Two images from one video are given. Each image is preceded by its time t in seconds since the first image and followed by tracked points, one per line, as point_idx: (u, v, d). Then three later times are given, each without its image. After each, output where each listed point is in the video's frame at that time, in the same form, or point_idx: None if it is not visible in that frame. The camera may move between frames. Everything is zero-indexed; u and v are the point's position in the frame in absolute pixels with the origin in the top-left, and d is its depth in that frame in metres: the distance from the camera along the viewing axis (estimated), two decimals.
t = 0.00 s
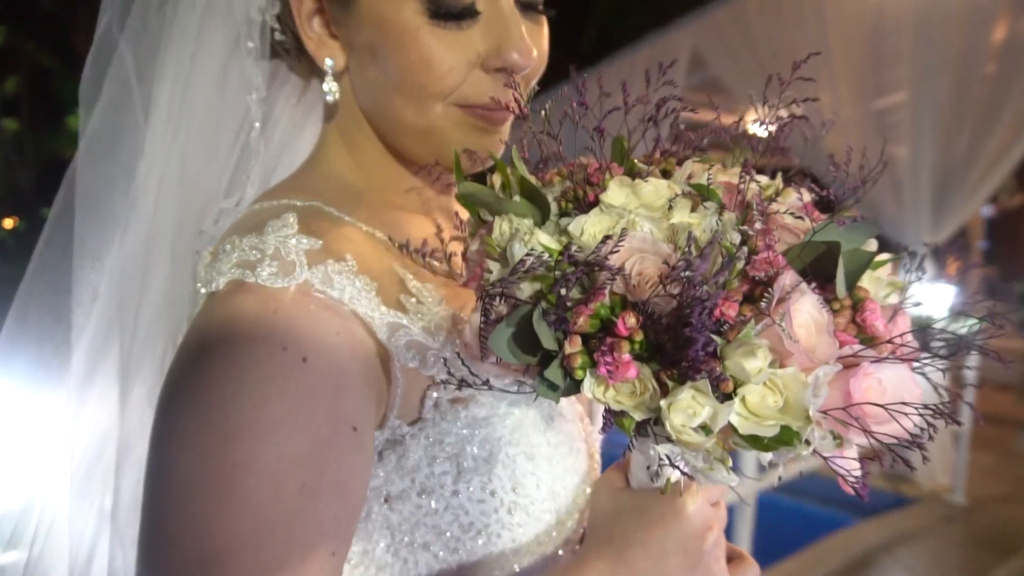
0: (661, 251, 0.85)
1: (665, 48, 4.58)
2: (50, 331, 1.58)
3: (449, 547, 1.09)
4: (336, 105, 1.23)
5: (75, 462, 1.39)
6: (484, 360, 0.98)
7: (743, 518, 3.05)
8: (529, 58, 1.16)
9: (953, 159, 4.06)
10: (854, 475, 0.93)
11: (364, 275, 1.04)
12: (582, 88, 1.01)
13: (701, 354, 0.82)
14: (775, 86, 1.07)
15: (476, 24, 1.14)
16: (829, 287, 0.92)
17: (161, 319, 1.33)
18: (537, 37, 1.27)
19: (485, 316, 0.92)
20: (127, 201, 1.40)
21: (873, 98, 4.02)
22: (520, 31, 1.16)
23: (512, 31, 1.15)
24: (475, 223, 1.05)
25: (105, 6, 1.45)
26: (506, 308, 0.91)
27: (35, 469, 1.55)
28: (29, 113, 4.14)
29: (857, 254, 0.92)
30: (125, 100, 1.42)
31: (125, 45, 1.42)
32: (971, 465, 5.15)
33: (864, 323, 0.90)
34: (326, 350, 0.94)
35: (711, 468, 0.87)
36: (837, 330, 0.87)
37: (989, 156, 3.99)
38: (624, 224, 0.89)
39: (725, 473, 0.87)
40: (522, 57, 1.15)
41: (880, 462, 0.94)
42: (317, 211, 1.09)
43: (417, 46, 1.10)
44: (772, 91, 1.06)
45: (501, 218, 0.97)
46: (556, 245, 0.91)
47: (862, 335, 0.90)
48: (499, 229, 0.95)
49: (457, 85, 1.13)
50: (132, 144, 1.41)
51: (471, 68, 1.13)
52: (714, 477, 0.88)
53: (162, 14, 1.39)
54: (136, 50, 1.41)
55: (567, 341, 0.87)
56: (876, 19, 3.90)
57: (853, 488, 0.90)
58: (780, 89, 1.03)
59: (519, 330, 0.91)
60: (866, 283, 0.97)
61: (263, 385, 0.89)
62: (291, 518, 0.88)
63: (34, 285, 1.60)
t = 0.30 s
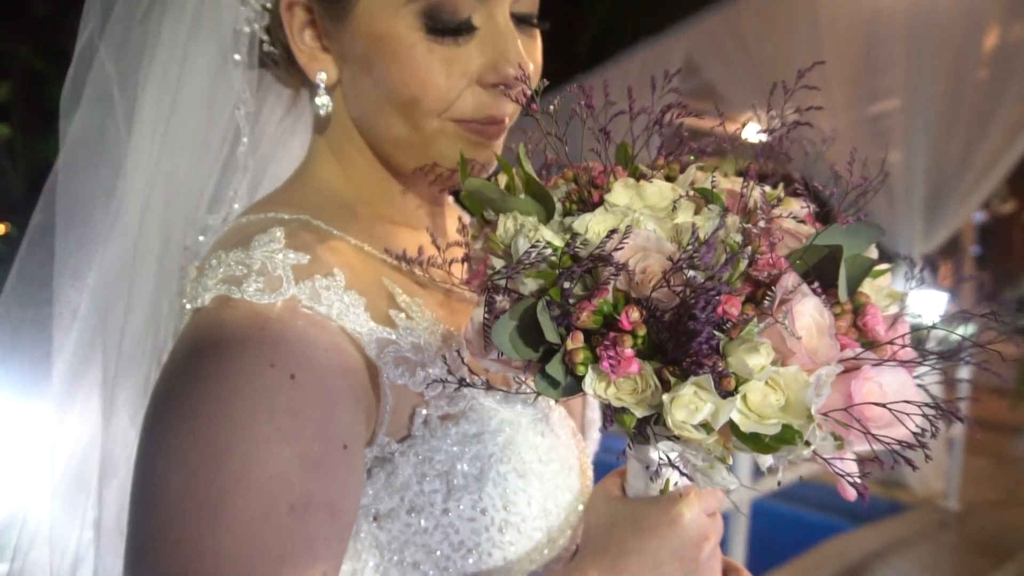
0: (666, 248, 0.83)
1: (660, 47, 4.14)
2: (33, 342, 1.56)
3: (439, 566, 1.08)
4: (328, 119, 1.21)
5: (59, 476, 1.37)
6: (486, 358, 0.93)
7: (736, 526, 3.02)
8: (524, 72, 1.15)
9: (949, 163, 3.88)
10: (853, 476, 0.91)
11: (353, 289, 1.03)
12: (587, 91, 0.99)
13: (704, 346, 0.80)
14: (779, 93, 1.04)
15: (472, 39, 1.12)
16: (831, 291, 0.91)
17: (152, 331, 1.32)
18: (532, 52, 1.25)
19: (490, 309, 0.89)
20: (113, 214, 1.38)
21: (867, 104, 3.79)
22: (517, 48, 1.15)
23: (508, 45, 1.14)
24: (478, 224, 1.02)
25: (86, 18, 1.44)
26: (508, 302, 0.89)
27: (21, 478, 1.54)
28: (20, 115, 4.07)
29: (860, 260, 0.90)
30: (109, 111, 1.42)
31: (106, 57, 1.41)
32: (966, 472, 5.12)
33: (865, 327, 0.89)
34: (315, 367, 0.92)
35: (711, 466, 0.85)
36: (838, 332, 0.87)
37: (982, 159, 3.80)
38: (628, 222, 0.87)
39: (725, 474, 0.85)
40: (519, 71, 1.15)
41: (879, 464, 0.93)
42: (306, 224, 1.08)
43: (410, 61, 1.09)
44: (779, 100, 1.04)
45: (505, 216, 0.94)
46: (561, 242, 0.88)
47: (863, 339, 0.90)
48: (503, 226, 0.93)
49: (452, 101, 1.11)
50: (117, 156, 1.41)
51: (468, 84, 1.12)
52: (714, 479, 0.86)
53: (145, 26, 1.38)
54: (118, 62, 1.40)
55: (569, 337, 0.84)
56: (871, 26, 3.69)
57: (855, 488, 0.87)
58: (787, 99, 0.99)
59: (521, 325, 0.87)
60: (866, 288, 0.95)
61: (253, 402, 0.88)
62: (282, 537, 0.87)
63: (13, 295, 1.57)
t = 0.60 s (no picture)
0: (675, 268, 0.80)
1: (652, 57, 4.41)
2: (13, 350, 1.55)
3: None
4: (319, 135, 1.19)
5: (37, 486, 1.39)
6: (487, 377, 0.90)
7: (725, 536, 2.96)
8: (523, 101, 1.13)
9: (943, 165, 3.51)
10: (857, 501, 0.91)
11: (343, 305, 1.01)
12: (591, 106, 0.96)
13: (716, 369, 0.78)
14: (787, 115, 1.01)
15: (472, 64, 1.10)
16: (837, 312, 0.89)
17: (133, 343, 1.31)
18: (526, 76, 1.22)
19: (497, 326, 0.85)
20: (97, 223, 1.37)
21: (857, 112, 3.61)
22: (516, 74, 1.12)
23: (507, 71, 1.11)
24: (479, 240, 0.99)
25: (65, 36, 1.44)
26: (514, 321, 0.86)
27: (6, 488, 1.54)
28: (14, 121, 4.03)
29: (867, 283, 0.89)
30: (93, 117, 1.42)
31: (89, 65, 1.41)
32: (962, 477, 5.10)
33: (872, 351, 0.88)
34: (304, 386, 0.91)
35: (718, 490, 0.83)
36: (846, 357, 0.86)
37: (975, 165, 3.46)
38: (636, 241, 0.86)
39: (731, 498, 0.83)
40: (516, 101, 1.12)
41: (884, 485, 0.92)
42: (294, 239, 1.06)
43: (409, 84, 1.07)
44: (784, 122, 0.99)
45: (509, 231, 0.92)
46: (567, 260, 0.86)
47: (870, 364, 0.89)
48: (507, 242, 0.90)
49: (451, 124, 1.10)
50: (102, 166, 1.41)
51: (464, 109, 1.11)
52: (720, 502, 0.83)
53: (133, 35, 1.37)
54: (104, 75, 1.40)
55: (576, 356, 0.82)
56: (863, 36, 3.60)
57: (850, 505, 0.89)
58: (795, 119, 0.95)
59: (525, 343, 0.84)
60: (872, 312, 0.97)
61: (242, 421, 0.86)
62: (272, 559, 0.85)
63: None
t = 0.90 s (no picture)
0: (679, 300, 0.79)
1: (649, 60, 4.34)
2: None
3: None
4: (315, 147, 1.17)
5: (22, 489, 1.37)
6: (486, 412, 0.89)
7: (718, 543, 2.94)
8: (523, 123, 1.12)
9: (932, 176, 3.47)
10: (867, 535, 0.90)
11: (334, 321, 0.99)
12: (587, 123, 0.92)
13: (725, 412, 0.77)
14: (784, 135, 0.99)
15: (473, 84, 1.10)
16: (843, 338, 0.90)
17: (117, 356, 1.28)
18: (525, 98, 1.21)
19: (496, 364, 0.85)
20: (86, 232, 1.34)
21: (853, 118, 3.54)
22: (516, 97, 1.12)
23: (503, 81, 1.11)
24: (468, 260, 0.95)
25: (56, 43, 1.42)
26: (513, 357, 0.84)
27: None
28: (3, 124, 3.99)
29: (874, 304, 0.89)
30: (81, 121, 1.39)
31: (80, 66, 1.38)
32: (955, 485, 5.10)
33: (878, 378, 0.87)
34: (296, 404, 0.89)
35: (725, 529, 0.81)
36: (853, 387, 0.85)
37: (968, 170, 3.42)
38: (637, 269, 0.82)
39: (739, 535, 0.81)
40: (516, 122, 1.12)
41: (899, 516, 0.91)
42: (280, 253, 1.04)
43: (406, 104, 1.07)
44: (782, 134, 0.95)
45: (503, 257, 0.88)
46: (564, 290, 0.83)
47: (877, 391, 0.88)
48: (501, 269, 0.86)
49: (450, 143, 1.10)
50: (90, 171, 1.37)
51: (464, 129, 1.11)
52: (728, 538, 0.82)
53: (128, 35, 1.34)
54: (95, 78, 1.37)
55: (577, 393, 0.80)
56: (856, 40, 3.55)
57: (854, 537, 0.87)
58: (795, 134, 0.92)
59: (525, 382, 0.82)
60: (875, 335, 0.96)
61: (231, 441, 0.85)
62: None
63: None
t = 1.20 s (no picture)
0: (679, 328, 0.77)
1: (645, 62, 4.14)
2: None
3: None
4: (313, 157, 1.16)
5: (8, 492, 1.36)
6: (481, 441, 0.87)
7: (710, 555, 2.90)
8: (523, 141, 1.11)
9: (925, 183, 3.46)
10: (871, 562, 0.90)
11: (326, 335, 0.96)
12: (579, 134, 0.91)
13: (732, 451, 0.74)
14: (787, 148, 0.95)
15: (473, 100, 1.09)
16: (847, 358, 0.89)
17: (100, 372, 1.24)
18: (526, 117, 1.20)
19: (491, 401, 0.82)
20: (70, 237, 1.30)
21: (845, 123, 3.55)
22: (516, 115, 1.10)
23: (502, 92, 1.10)
24: (457, 278, 0.93)
25: (49, 45, 1.39)
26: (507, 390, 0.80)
27: None
28: None
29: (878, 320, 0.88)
30: (70, 124, 1.35)
31: (74, 68, 1.35)
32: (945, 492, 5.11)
33: (884, 401, 0.88)
34: (287, 421, 0.87)
35: (729, 564, 0.80)
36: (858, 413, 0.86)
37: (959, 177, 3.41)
38: (635, 294, 0.81)
39: (744, 569, 0.80)
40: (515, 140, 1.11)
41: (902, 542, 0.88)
42: (271, 264, 1.02)
43: (405, 118, 1.06)
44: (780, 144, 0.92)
45: (495, 280, 0.85)
46: (560, 317, 0.81)
47: (882, 415, 0.89)
48: (493, 294, 0.84)
49: (442, 165, 1.09)
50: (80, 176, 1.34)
51: (462, 147, 1.09)
52: (732, 572, 0.81)
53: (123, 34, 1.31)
54: (89, 81, 1.34)
55: (575, 427, 0.77)
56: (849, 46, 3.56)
57: (855, 564, 0.86)
58: (795, 145, 0.89)
59: (519, 418, 0.79)
60: (880, 352, 0.95)
61: (218, 460, 0.83)
62: None
63: None
